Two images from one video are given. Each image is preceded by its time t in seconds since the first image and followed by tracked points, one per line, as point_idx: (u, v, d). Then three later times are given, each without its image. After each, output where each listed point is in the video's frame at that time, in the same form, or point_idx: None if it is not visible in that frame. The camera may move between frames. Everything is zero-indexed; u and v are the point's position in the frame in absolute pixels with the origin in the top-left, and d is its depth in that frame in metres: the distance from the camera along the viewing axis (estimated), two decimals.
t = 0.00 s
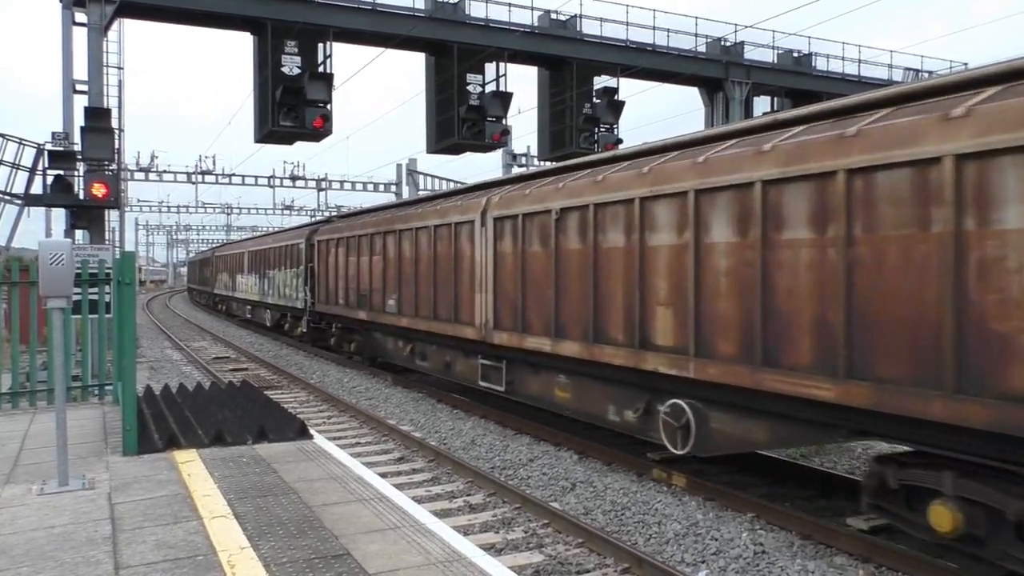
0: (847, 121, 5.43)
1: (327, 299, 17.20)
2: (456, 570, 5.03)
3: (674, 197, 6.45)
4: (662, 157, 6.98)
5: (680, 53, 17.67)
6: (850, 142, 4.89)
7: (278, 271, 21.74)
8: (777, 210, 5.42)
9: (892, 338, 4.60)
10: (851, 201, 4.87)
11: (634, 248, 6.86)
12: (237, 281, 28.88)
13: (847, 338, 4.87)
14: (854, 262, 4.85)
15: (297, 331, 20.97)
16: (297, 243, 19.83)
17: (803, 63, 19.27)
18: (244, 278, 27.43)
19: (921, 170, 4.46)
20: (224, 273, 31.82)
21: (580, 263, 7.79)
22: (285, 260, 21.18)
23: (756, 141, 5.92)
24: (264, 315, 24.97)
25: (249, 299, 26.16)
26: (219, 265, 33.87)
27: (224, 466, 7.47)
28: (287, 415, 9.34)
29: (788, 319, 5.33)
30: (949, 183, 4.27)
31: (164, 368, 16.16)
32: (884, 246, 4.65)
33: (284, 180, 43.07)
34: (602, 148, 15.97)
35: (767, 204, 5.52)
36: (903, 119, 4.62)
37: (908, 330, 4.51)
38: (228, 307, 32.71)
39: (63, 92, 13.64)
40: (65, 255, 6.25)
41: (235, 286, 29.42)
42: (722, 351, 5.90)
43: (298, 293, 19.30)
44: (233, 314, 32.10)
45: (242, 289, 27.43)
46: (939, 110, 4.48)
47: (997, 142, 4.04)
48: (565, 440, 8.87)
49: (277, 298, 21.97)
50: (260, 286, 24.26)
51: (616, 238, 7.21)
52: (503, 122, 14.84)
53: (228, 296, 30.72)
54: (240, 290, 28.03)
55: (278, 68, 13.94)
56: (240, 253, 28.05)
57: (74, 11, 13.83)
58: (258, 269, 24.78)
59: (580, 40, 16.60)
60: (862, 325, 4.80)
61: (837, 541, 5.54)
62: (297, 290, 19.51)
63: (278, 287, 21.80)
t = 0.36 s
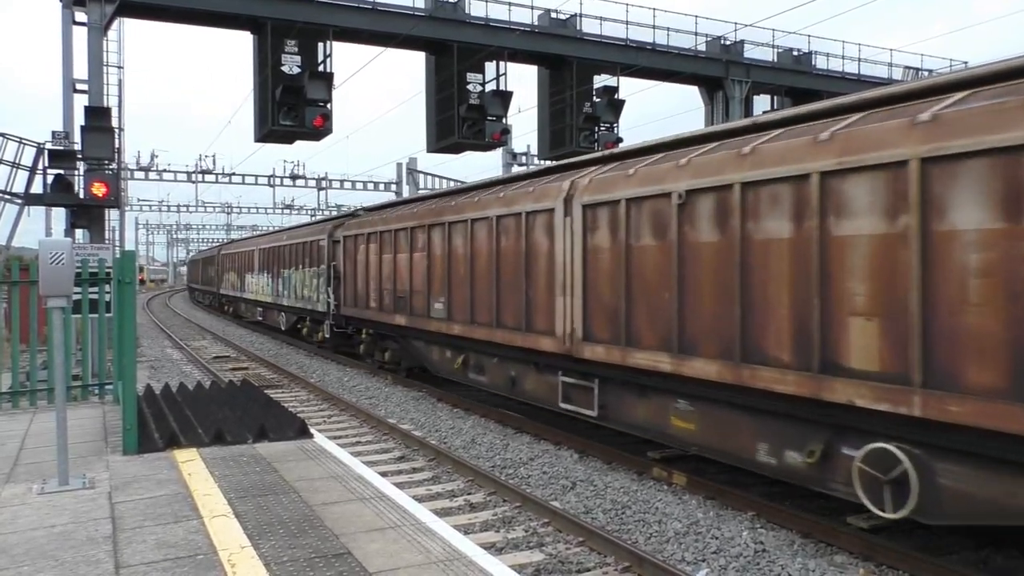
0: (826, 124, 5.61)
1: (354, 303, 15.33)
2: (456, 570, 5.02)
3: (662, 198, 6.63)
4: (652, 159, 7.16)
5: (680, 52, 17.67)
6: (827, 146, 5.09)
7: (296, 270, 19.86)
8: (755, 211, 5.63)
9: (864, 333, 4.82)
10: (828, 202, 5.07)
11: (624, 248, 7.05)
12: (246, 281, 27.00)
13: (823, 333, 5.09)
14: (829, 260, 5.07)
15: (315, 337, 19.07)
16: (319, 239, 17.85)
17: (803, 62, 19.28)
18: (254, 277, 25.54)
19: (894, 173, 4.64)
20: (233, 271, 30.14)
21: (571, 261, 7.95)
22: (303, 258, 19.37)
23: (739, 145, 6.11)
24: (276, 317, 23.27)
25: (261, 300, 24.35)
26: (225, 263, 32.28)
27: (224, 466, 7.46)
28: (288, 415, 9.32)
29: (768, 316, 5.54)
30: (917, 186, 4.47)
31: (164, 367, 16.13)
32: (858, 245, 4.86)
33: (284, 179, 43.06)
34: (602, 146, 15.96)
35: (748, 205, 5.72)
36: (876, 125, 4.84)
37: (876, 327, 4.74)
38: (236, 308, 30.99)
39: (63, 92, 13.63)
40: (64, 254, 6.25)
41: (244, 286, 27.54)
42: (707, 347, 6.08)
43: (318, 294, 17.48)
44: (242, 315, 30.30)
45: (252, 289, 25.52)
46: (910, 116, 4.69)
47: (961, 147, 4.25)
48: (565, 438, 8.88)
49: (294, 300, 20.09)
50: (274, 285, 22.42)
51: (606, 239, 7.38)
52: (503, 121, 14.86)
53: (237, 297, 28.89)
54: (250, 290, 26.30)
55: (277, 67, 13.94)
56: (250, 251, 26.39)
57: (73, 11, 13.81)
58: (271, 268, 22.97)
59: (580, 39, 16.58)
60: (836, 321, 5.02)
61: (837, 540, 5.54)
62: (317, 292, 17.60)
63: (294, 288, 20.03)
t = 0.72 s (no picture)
0: (802, 126, 5.72)
1: (389, 307, 13.36)
2: (456, 569, 4.90)
3: (647, 199, 6.77)
4: (639, 161, 7.28)
5: (678, 51, 17.56)
6: (803, 149, 5.23)
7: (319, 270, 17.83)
8: (735, 213, 5.76)
9: (833, 331, 4.95)
10: (815, 201, 5.11)
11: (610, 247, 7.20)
12: (256, 282, 24.96)
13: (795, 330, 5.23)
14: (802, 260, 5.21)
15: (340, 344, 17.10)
16: (349, 235, 15.84)
17: (802, 61, 19.18)
18: (265, 278, 23.55)
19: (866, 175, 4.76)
20: (240, 272, 28.21)
21: (563, 260, 8.07)
22: (327, 256, 17.46)
23: (737, 143, 6.07)
24: (290, 321, 21.40)
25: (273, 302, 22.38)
26: (231, 262, 30.42)
27: (223, 465, 7.34)
28: (287, 414, 9.20)
29: (743, 313, 5.67)
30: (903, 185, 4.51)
31: (163, 366, 16.02)
32: (829, 245, 5.00)
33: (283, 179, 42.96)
34: (601, 146, 15.85)
35: (726, 206, 5.86)
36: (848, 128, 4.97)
37: (845, 324, 4.87)
38: (243, 310, 29.16)
39: (61, 92, 13.51)
40: (63, 254, 6.13)
41: (254, 287, 25.50)
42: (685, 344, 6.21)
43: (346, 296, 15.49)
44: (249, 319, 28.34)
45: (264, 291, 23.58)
46: (880, 120, 4.82)
47: (923, 152, 4.38)
48: (565, 438, 8.75)
49: (315, 302, 18.16)
50: (290, 286, 20.48)
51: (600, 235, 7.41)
52: (501, 120, 14.74)
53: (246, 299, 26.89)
54: (260, 293, 24.31)
55: (276, 67, 13.81)
56: (260, 250, 24.49)
57: (72, 11, 13.70)
58: (287, 268, 20.99)
59: (579, 39, 16.44)
60: (809, 319, 5.15)
61: (836, 539, 5.42)
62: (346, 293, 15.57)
63: (314, 289, 18.14)
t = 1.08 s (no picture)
0: (808, 124, 5.65)
1: (435, 312, 11.61)
2: (457, 570, 4.92)
3: (652, 199, 6.72)
4: (644, 160, 7.21)
5: (679, 51, 17.56)
6: (812, 147, 5.15)
7: (348, 269, 15.88)
8: (729, 212, 5.81)
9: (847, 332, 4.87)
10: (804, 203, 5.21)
11: (616, 248, 7.12)
12: (269, 281, 22.99)
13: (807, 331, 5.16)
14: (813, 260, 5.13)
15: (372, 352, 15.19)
16: (385, 230, 13.90)
17: (802, 61, 19.19)
18: (280, 277, 21.57)
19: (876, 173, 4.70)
20: (249, 271, 26.35)
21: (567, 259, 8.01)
22: (357, 253, 15.56)
23: (725, 145, 6.21)
24: (309, 324, 19.47)
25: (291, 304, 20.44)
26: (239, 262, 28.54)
27: (223, 466, 7.37)
28: (287, 415, 9.22)
29: (754, 314, 5.61)
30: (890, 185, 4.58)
31: (163, 367, 16.05)
32: (841, 245, 4.92)
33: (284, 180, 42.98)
34: (601, 146, 15.87)
35: (735, 206, 5.79)
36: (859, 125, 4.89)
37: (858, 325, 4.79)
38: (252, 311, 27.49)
39: (62, 92, 13.53)
40: (64, 254, 6.14)
41: (266, 287, 23.51)
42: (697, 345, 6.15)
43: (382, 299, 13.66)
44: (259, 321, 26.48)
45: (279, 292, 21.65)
46: (891, 117, 4.75)
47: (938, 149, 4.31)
48: (565, 438, 8.78)
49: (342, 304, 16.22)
50: (311, 285, 18.61)
51: (593, 236, 7.55)
52: (502, 121, 14.74)
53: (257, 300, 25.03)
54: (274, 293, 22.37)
55: (277, 67, 13.84)
56: (273, 247, 22.61)
57: (72, 11, 13.70)
58: (308, 266, 19.02)
59: (580, 39, 16.45)
60: (796, 318, 5.26)
61: (837, 539, 5.44)
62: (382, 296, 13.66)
63: (339, 291, 16.34)
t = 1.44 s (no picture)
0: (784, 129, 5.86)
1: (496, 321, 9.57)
2: (456, 570, 4.91)
3: (637, 201, 6.92)
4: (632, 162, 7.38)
5: (677, 52, 17.56)
6: (787, 153, 5.37)
7: (381, 269, 13.86)
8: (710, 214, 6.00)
9: (819, 329, 5.08)
10: (784, 204, 5.38)
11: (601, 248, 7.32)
12: (282, 282, 20.99)
13: (781, 329, 5.37)
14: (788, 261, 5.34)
15: (407, 364, 13.29)
16: (430, 224, 11.85)
17: (801, 61, 19.17)
18: (296, 278, 19.58)
19: (847, 177, 4.91)
20: (256, 272, 24.49)
21: (556, 260, 8.16)
22: (391, 252, 13.57)
23: (707, 148, 6.39)
24: (329, 330, 17.54)
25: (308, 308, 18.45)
26: (246, 262, 26.58)
27: (223, 466, 7.37)
28: (287, 415, 9.21)
29: (732, 313, 5.81)
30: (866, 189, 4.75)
31: (163, 368, 16.06)
32: (819, 245, 5.10)
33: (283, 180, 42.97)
34: (600, 146, 15.86)
35: (715, 209, 6.00)
36: (831, 131, 5.12)
37: (830, 322, 5.01)
38: (259, 315, 25.72)
39: (62, 93, 13.53)
40: (63, 255, 6.15)
41: (277, 289, 21.52)
42: (680, 342, 6.33)
43: (427, 302, 11.67)
44: (267, 326, 24.68)
45: (294, 294, 19.64)
46: (860, 123, 4.96)
47: (912, 152, 4.47)
48: (565, 439, 8.77)
49: (372, 307, 14.20)
50: (332, 286, 16.61)
51: (582, 237, 7.72)
52: (501, 121, 14.79)
53: (266, 303, 23.13)
54: (287, 296, 20.38)
55: (276, 67, 13.88)
56: (287, 246, 20.68)
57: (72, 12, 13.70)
58: (328, 266, 17.03)
59: (579, 39, 16.45)
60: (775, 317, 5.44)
61: (836, 539, 5.44)
62: (427, 298, 11.70)
63: (369, 295, 14.40)
